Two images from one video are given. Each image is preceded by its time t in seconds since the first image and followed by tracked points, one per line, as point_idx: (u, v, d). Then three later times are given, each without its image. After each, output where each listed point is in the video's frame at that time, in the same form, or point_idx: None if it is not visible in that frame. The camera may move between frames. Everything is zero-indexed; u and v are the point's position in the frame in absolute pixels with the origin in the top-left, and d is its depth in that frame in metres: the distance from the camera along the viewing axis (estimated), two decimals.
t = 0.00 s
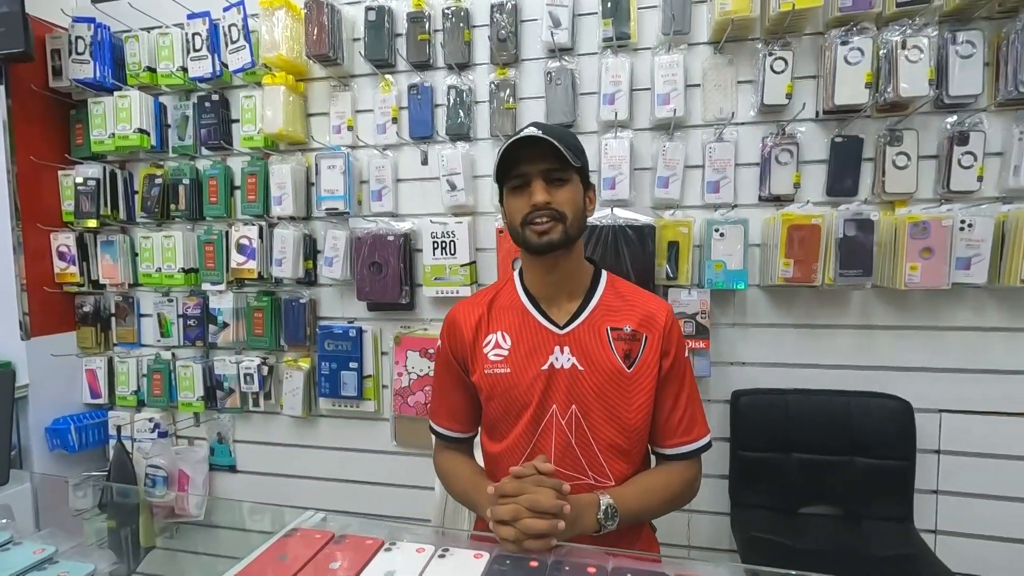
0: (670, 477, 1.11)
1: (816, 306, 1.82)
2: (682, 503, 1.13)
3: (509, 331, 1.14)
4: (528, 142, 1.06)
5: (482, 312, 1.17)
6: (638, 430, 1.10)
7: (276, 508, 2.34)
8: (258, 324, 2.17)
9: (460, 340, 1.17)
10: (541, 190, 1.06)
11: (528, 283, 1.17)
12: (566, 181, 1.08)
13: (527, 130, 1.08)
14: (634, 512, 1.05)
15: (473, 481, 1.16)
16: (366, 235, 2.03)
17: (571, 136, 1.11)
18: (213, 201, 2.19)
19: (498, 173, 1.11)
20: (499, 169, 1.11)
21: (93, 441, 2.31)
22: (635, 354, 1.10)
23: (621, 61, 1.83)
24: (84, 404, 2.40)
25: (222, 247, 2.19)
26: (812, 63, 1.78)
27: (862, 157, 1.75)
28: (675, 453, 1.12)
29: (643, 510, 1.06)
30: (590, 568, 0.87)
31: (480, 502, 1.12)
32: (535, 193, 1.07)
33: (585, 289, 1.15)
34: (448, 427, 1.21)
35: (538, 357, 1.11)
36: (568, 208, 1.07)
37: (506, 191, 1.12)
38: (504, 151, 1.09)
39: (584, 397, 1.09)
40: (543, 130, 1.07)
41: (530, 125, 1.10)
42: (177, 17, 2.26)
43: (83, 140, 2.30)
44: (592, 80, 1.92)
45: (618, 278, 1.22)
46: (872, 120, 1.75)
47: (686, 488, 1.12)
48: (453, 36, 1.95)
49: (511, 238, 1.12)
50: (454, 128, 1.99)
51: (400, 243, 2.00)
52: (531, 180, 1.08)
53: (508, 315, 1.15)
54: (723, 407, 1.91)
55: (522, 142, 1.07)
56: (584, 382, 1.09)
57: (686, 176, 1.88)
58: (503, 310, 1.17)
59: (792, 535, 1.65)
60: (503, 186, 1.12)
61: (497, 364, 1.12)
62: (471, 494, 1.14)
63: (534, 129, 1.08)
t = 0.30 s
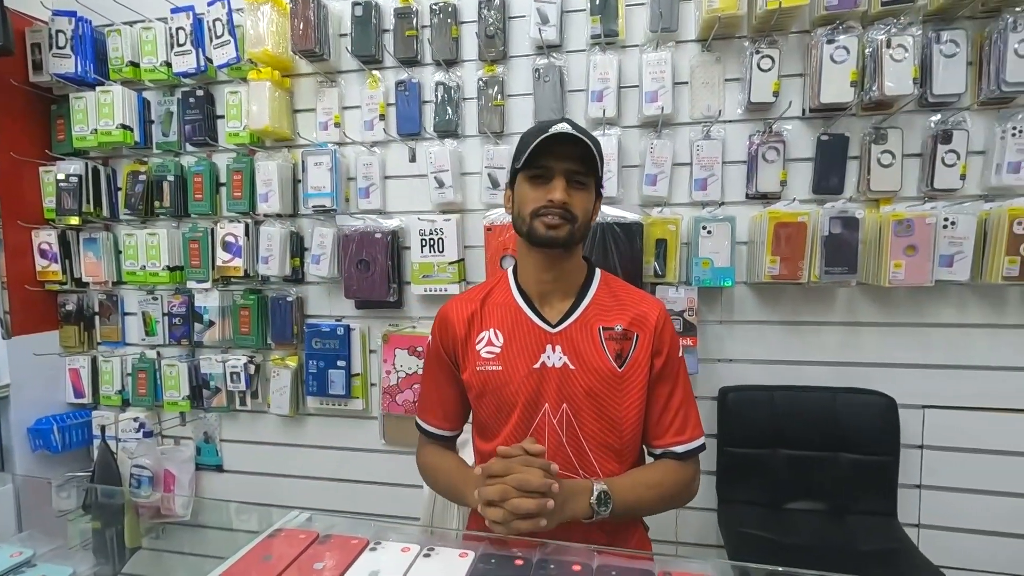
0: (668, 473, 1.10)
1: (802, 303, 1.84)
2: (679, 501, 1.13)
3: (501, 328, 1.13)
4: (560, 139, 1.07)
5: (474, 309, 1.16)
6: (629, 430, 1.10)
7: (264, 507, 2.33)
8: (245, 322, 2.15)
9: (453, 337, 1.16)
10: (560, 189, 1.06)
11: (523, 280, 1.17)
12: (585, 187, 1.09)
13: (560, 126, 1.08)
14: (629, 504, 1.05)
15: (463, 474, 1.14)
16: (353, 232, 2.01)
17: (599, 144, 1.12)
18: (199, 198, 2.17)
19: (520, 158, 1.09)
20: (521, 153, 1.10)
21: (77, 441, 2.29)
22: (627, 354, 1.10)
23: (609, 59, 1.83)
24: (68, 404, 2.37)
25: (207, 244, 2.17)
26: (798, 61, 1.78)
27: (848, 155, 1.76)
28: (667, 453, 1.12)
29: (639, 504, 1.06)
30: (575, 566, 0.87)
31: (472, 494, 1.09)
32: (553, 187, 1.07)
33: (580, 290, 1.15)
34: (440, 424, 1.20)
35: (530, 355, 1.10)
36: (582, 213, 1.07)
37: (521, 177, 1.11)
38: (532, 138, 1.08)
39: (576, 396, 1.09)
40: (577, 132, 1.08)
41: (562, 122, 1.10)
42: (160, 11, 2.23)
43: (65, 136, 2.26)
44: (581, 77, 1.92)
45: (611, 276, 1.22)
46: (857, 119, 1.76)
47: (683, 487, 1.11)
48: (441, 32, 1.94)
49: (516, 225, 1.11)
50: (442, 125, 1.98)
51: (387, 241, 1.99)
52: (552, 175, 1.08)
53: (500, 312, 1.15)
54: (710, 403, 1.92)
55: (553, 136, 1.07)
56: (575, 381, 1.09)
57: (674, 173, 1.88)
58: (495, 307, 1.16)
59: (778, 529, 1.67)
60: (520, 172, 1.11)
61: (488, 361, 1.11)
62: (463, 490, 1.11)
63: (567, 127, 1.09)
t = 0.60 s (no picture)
0: (653, 478, 1.11)
1: (791, 301, 1.85)
2: (666, 504, 1.14)
3: (489, 331, 1.13)
4: (547, 141, 1.06)
5: (463, 311, 1.16)
6: (620, 432, 1.10)
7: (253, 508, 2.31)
8: (233, 321, 2.13)
9: (440, 340, 1.15)
10: (548, 194, 1.06)
11: (512, 282, 1.16)
12: (573, 191, 1.09)
13: (547, 128, 1.07)
14: (619, 514, 1.05)
15: (455, 487, 1.13)
16: (343, 230, 2.00)
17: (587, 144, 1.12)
18: (186, 195, 2.14)
19: (507, 162, 1.09)
20: (508, 157, 1.09)
21: (62, 443, 2.25)
22: (617, 356, 1.10)
23: (600, 57, 1.83)
24: (53, 405, 2.33)
25: (195, 242, 2.15)
26: (788, 61, 1.79)
27: (836, 154, 1.77)
28: (656, 455, 1.13)
29: (631, 509, 1.06)
30: (567, 565, 0.87)
31: (463, 507, 1.08)
32: (541, 192, 1.07)
33: (569, 292, 1.15)
34: (428, 431, 1.20)
35: (519, 358, 1.10)
36: (570, 217, 1.07)
37: (508, 181, 1.11)
38: (519, 143, 1.07)
39: (566, 398, 1.09)
40: (564, 135, 1.07)
41: (548, 123, 1.09)
42: (146, 6, 2.20)
43: (49, 133, 2.23)
44: (572, 75, 1.92)
45: (601, 278, 1.22)
46: (845, 118, 1.78)
47: (668, 489, 1.12)
48: (431, 29, 1.93)
49: (504, 230, 1.11)
50: (432, 123, 1.98)
51: (378, 239, 1.98)
52: (539, 179, 1.08)
53: (489, 315, 1.15)
54: (700, 401, 1.93)
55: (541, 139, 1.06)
56: (565, 383, 1.09)
57: (664, 172, 1.89)
58: (484, 309, 1.16)
59: (766, 525, 1.68)
60: (507, 176, 1.10)
61: (477, 364, 1.11)
62: (454, 501, 1.10)
63: (553, 129, 1.08)
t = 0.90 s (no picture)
0: (645, 473, 1.12)
1: (780, 298, 1.87)
2: (658, 500, 1.16)
3: (481, 330, 1.13)
4: (535, 141, 1.06)
5: (454, 311, 1.16)
6: (612, 429, 1.11)
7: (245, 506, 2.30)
8: (224, 319, 2.12)
9: (432, 339, 1.16)
10: (537, 196, 1.07)
11: (503, 282, 1.17)
12: (562, 190, 1.09)
13: (534, 129, 1.07)
14: (611, 509, 1.06)
15: (445, 482, 1.14)
16: (335, 227, 1.99)
17: (575, 142, 1.12)
18: (175, 191, 2.12)
19: (494, 163, 1.09)
20: (495, 158, 1.10)
21: (50, 441, 2.24)
22: (608, 354, 1.11)
23: (591, 54, 1.83)
24: (40, 404, 2.31)
25: (185, 239, 2.13)
26: (777, 59, 1.81)
27: (824, 152, 1.79)
28: (647, 451, 1.14)
29: (623, 505, 1.07)
30: (561, 559, 0.88)
31: (454, 503, 1.08)
32: (530, 194, 1.07)
33: (561, 291, 1.16)
34: (420, 430, 1.20)
35: (511, 357, 1.11)
36: (559, 217, 1.08)
37: (496, 182, 1.11)
38: (507, 144, 1.07)
39: (558, 397, 1.10)
40: (552, 136, 1.07)
41: (535, 123, 1.08)
42: None
43: (34, 128, 2.20)
44: (563, 72, 1.92)
45: (592, 277, 1.23)
46: (833, 116, 1.80)
47: (659, 484, 1.14)
48: (423, 25, 1.93)
49: (493, 230, 1.12)
50: (424, 119, 1.97)
51: (370, 236, 1.97)
52: (527, 180, 1.08)
53: (480, 314, 1.15)
54: (691, 396, 1.95)
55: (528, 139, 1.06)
56: (557, 382, 1.10)
57: (655, 169, 1.90)
58: (475, 309, 1.16)
59: (756, 519, 1.70)
60: (495, 177, 1.11)
61: (469, 364, 1.12)
62: (445, 497, 1.11)
63: (540, 128, 1.08)
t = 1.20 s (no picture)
0: (635, 471, 1.14)
1: (765, 295, 1.91)
2: (648, 497, 1.18)
3: (476, 328, 1.15)
4: (529, 144, 1.07)
5: (449, 309, 1.17)
6: (603, 426, 1.13)
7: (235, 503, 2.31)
8: (213, 317, 2.12)
9: (427, 337, 1.17)
10: (531, 198, 1.08)
11: (498, 280, 1.19)
12: (556, 192, 1.11)
13: (528, 131, 1.08)
14: (601, 507, 1.08)
15: (439, 476, 1.15)
16: (324, 225, 2.00)
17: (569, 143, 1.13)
18: (162, 189, 2.11)
19: (490, 165, 1.11)
20: (491, 160, 1.11)
21: (38, 440, 2.23)
22: (601, 352, 1.13)
23: (579, 53, 1.85)
24: (27, 402, 2.30)
25: (173, 237, 2.12)
26: (763, 59, 1.83)
27: (809, 151, 1.82)
28: (638, 449, 1.16)
29: (612, 503, 1.09)
30: (547, 554, 0.90)
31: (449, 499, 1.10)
32: (525, 195, 1.09)
33: (555, 290, 1.17)
34: (415, 426, 1.22)
35: (506, 355, 1.12)
36: (553, 218, 1.10)
37: (491, 183, 1.13)
38: (502, 146, 1.09)
39: (551, 394, 1.12)
40: (546, 138, 1.08)
41: (530, 125, 1.10)
42: None
43: (18, 125, 2.17)
44: (552, 71, 1.93)
45: (586, 276, 1.24)
46: (817, 116, 1.83)
47: (650, 482, 1.15)
48: (411, 23, 1.93)
49: (489, 231, 1.13)
50: (412, 118, 1.97)
51: (359, 234, 1.98)
52: (522, 182, 1.10)
53: (476, 312, 1.16)
54: (678, 392, 1.98)
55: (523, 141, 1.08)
56: (550, 380, 1.12)
57: (643, 168, 1.92)
58: (470, 307, 1.17)
59: (740, 511, 1.74)
60: (490, 178, 1.12)
61: (464, 361, 1.13)
62: (440, 493, 1.12)
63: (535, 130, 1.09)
